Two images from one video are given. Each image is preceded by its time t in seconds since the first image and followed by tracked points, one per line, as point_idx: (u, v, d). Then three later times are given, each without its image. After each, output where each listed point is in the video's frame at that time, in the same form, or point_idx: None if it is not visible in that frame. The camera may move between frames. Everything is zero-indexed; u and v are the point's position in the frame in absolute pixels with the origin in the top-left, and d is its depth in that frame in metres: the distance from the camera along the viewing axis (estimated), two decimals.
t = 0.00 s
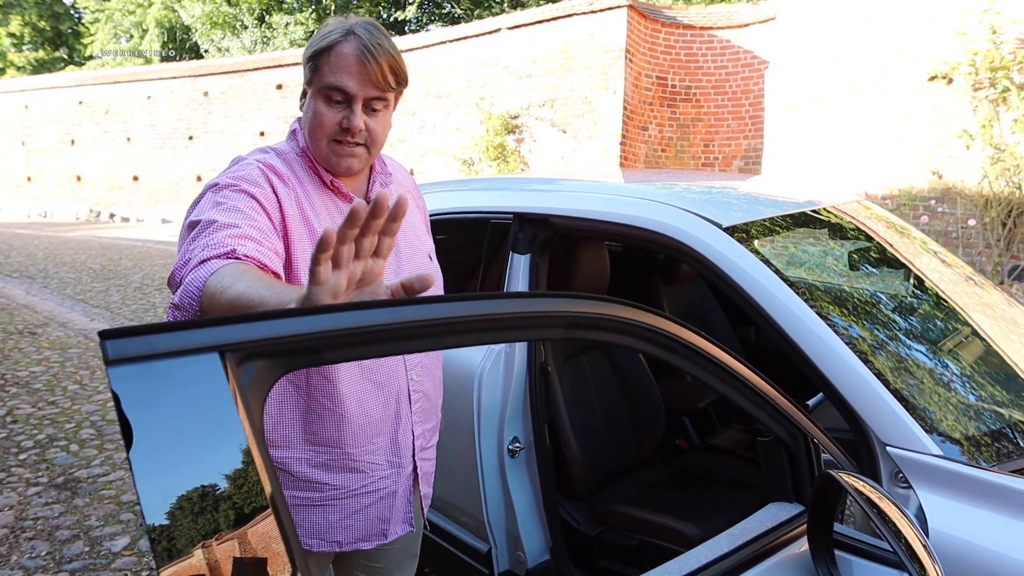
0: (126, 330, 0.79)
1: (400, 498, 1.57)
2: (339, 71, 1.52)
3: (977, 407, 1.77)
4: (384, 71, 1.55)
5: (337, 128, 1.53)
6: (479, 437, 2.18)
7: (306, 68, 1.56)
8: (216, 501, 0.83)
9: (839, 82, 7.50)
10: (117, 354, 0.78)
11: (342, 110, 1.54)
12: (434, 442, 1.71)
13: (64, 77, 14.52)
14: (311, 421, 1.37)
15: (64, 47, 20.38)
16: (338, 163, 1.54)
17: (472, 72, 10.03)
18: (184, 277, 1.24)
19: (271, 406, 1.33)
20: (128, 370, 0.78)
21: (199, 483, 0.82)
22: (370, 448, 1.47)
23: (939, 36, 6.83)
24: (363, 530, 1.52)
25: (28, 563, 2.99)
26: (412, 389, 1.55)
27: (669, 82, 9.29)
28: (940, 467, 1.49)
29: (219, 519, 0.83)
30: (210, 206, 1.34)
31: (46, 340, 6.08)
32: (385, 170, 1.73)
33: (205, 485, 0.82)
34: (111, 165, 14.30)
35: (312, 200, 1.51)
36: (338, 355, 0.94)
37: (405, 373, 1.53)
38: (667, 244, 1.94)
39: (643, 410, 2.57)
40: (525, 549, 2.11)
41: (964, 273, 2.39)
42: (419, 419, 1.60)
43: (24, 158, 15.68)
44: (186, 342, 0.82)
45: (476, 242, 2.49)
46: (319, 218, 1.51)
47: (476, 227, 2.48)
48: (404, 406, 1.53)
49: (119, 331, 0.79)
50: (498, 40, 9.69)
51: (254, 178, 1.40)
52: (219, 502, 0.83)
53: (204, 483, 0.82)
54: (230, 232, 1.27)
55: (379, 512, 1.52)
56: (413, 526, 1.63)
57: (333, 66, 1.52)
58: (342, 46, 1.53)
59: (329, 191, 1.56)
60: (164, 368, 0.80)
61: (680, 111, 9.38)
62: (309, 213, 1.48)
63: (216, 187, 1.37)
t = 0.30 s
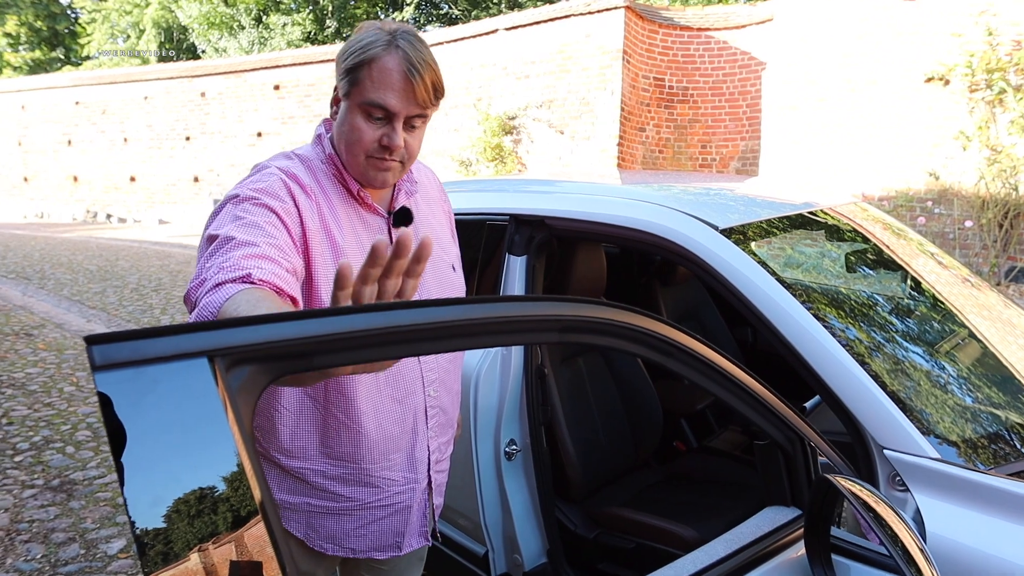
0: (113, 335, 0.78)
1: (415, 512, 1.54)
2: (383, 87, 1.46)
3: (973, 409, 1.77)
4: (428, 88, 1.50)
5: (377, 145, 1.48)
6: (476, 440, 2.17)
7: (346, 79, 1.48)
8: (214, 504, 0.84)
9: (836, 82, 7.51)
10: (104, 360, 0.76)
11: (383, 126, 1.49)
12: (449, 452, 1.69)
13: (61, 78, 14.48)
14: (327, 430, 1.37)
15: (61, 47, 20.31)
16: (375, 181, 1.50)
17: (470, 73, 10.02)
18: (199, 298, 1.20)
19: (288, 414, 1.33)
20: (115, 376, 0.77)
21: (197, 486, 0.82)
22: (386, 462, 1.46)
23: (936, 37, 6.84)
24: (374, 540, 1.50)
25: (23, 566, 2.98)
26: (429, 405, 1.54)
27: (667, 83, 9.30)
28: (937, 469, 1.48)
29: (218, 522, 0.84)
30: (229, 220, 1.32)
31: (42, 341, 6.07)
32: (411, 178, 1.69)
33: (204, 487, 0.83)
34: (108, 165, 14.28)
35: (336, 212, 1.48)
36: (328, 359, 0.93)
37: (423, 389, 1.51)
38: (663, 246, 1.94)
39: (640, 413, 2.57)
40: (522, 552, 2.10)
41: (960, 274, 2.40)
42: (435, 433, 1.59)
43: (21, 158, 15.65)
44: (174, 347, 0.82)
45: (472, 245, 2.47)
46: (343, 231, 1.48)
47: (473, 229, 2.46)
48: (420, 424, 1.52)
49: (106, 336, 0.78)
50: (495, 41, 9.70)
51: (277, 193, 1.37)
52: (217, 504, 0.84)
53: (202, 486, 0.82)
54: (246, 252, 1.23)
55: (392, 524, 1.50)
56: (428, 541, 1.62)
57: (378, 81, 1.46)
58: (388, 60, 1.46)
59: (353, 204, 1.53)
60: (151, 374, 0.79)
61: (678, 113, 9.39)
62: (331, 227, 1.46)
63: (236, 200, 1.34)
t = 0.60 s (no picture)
0: (109, 337, 0.77)
1: (422, 514, 1.54)
2: (415, 95, 1.46)
3: (973, 409, 1.77)
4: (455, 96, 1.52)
5: (408, 152, 1.48)
6: (476, 440, 2.17)
7: (376, 83, 1.46)
8: (213, 504, 0.83)
9: (837, 82, 7.49)
10: (99, 362, 0.75)
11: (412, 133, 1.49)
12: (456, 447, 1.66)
13: (61, 77, 14.48)
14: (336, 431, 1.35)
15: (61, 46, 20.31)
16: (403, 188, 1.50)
17: (470, 72, 10.02)
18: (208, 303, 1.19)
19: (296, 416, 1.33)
20: (111, 378, 0.76)
21: (196, 487, 0.82)
22: (393, 463, 1.45)
23: (936, 37, 6.83)
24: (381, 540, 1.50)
25: (22, 566, 2.98)
26: (438, 406, 1.52)
27: (667, 82, 9.29)
28: (935, 469, 1.48)
29: (217, 523, 0.84)
30: (240, 222, 1.31)
31: (42, 341, 6.07)
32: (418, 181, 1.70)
33: (202, 488, 0.82)
34: (108, 165, 14.28)
35: (347, 213, 1.47)
36: (327, 361, 0.93)
37: (432, 390, 1.50)
38: (663, 246, 1.93)
39: (640, 413, 2.57)
40: (521, 552, 2.09)
41: (961, 274, 2.39)
42: (444, 433, 1.58)
43: (21, 158, 15.66)
44: (172, 349, 0.81)
45: (472, 244, 2.46)
46: (355, 236, 1.47)
47: (473, 229, 2.46)
48: (428, 425, 1.52)
49: (100, 337, 0.77)
50: (495, 41, 9.69)
51: (289, 195, 1.36)
52: (216, 505, 0.84)
53: (201, 487, 0.82)
54: (257, 255, 1.22)
55: (399, 525, 1.50)
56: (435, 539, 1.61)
57: (412, 88, 1.46)
58: (421, 67, 1.46)
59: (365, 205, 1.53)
60: (148, 376, 0.78)
61: (678, 112, 9.38)
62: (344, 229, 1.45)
63: (248, 201, 1.34)
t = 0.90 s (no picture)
0: (110, 337, 0.78)
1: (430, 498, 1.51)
2: (415, 94, 1.48)
3: (975, 409, 1.76)
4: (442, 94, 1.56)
5: (407, 149, 1.51)
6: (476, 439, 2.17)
7: (376, 82, 1.45)
8: (215, 504, 0.83)
9: (839, 82, 7.49)
10: (100, 361, 0.77)
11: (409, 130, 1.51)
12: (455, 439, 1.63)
13: (63, 77, 14.49)
14: (330, 420, 1.36)
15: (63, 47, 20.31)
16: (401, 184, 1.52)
17: (472, 72, 10.02)
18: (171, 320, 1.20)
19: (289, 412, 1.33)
20: (112, 377, 0.77)
21: (198, 486, 0.82)
22: (390, 447, 1.44)
23: (937, 37, 6.82)
24: (392, 528, 1.49)
25: (24, 566, 2.98)
26: (432, 388, 1.50)
27: (669, 82, 9.29)
28: (936, 469, 1.48)
29: (219, 522, 0.83)
30: (206, 236, 1.30)
31: (44, 340, 6.07)
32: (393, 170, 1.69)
33: (204, 487, 0.82)
34: (109, 165, 14.29)
35: (323, 204, 1.45)
36: (327, 361, 0.93)
37: (425, 371, 1.49)
38: (663, 246, 1.93)
39: (641, 413, 2.56)
40: (522, 552, 2.09)
41: (963, 274, 2.39)
42: (443, 417, 1.55)
43: (22, 158, 15.66)
44: (172, 348, 0.82)
45: (473, 244, 2.46)
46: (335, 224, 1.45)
47: (474, 229, 2.45)
48: (425, 404, 1.49)
49: (101, 338, 0.78)
50: (497, 41, 9.69)
51: (258, 195, 1.35)
52: (218, 504, 0.83)
53: (203, 486, 0.82)
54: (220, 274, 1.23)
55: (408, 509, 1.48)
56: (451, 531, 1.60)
57: (412, 87, 1.47)
58: (418, 67, 1.48)
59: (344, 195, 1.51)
60: (148, 376, 0.79)
61: (680, 112, 9.38)
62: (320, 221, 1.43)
63: (215, 214, 1.32)
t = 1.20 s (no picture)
0: (116, 332, 0.79)
1: (407, 491, 1.51)
2: (372, 80, 1.48)
3: (978, 407, 1.76)
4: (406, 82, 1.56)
5: (372, 135, 1.50)
6: (479, 437, 2.17)
7: (333, 72, 1.46)
8: (219, 500, 0.83)
9: (842, 78, 7.47)
10: (104, 357, 0.77)
11: (372, 117, 1.50)
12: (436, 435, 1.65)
13: (67, 76, 14.50)
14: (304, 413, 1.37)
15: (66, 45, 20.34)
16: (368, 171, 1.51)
17: (474, 70, 10.01)
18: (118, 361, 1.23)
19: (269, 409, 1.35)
20: (116, 373, 0.77)
21: (201, 483, 0.82)
22: (368, 439, 1.45)
23: (940, 34, 6.81)
24: (371, 524, 1.49)
25: (28, 562, 2.98)
26: (409, 378, 1.50)
27: (671, 80, 9.28)
28: (940, 467, 1.48)
29: (222, 518, 0.83)
30: (167, 254, 1.32)
31: (47, 338, 6.08)
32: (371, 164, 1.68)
33: (208, 484, 0.83)
34: (112, 163, 14.31)
35: (293, 201, 1.45)
36: (330, 359, 0.92)
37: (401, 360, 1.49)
38: (667, 243, 1.93)
39: (644, 411, 2.57)
40: (525, 550, 2.09)
41: (966, 271, 2.38)
42: (421, 409, 1.54)
43: (25, 156, 15.68)
44: (178, 344, 0.82)
45: (476, 241, 2.46)
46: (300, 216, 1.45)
47: (476, 226, 2.45)
48: (402, 394, 1.48)
49: (105, 333, 0.78)
50: (499, 38, 9.69)
51: (218, 202, 1.35)
52: (222, 500, 0.84)
53: (206, 482, 0.83)
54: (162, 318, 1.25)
55: (385, 503, 1.49)
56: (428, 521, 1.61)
57: (369, 73, 1.48)
58: (375, 53, 1.49)
59: (316, 189, 1.50)
60: (151, 372, 0.79)
61: (682, 110, 9.37)
62: (289, 218, 1.42)
63: (176, 227, 1.34)
